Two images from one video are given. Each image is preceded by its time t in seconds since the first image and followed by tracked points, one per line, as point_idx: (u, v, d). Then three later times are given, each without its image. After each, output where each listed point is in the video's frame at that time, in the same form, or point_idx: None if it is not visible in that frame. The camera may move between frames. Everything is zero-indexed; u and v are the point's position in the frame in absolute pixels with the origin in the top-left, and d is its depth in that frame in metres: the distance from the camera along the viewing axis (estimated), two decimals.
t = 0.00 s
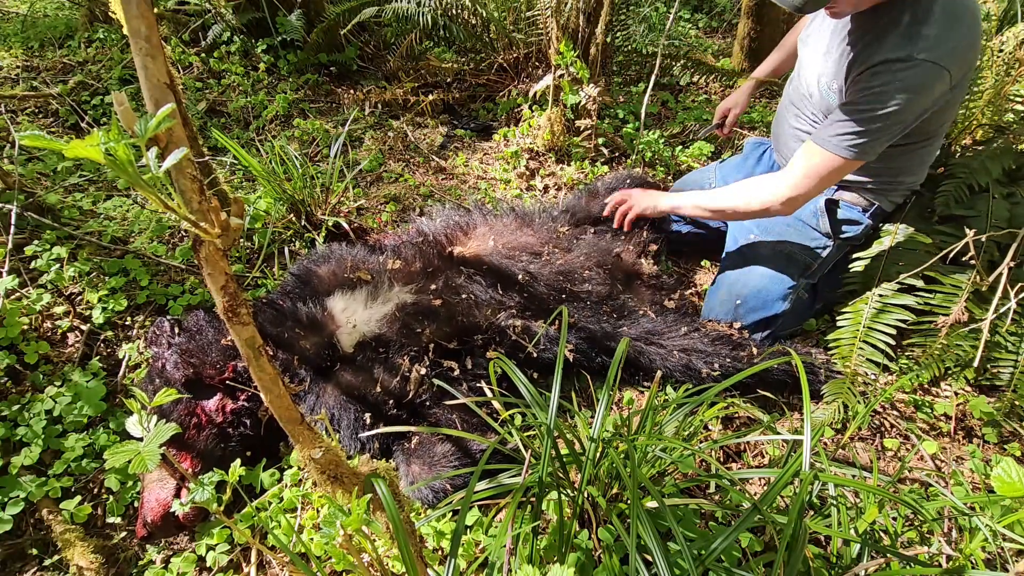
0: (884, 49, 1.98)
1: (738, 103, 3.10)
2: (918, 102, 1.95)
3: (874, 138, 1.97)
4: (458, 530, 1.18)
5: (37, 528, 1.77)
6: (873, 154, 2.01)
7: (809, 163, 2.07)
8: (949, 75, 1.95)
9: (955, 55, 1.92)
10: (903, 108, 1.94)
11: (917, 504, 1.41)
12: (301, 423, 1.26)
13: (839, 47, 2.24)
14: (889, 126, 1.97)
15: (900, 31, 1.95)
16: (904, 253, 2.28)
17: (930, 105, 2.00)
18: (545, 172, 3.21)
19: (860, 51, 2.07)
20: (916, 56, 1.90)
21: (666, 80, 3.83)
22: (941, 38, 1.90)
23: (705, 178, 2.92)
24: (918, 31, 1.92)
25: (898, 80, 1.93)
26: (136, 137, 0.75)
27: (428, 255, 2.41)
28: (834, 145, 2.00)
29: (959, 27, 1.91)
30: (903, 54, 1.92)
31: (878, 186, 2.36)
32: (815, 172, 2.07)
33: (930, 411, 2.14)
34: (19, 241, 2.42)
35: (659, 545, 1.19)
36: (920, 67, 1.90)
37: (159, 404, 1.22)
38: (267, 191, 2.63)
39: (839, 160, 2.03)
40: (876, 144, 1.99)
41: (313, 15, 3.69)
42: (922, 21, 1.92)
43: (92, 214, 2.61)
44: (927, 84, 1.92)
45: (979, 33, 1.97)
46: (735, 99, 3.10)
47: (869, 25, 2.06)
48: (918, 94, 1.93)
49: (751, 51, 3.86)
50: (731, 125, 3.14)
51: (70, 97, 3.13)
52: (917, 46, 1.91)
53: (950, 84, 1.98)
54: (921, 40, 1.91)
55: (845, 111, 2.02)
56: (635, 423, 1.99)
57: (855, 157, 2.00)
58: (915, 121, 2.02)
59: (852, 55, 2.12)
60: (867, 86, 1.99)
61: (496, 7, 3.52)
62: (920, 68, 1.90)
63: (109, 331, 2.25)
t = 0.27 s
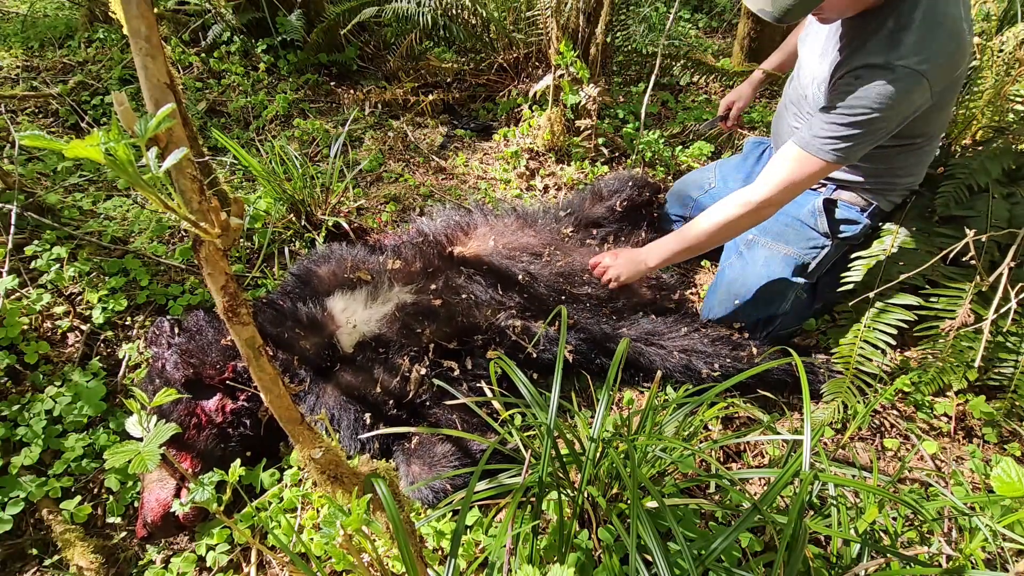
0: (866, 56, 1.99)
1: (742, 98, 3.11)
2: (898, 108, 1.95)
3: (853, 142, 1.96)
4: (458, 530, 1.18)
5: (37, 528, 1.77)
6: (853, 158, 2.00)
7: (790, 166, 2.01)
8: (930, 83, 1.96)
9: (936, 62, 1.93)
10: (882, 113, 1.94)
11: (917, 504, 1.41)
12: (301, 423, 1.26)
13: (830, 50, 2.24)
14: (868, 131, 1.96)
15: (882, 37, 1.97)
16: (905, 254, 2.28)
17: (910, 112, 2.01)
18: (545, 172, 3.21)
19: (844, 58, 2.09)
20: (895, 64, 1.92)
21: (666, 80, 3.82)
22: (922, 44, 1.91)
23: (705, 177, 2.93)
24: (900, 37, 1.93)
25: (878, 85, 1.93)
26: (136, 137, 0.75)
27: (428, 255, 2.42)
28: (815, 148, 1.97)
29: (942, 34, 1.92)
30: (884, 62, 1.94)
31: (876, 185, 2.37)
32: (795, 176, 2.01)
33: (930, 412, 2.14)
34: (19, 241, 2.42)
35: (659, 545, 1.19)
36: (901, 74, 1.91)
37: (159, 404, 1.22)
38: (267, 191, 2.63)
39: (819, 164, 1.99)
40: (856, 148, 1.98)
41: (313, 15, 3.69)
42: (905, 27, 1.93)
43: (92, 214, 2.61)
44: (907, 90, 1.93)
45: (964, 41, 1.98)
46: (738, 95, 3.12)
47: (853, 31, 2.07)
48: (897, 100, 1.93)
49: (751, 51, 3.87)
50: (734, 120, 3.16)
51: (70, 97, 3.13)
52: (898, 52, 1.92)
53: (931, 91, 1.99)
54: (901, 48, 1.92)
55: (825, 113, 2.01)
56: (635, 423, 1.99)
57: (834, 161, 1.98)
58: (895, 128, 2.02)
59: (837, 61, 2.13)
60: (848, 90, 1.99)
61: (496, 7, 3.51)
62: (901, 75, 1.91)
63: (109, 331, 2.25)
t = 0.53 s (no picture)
0: (863, 57, 2.00)
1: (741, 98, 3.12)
2: (894, 108, 1.95)
3: (851, 141, 1.95)
4: (458, 530, 1.18)
5: (37, 528, 1.77)
6: (850, 158, 1.99)
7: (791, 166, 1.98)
8: (926, 83, 1.97)
9: (933, 62, 1.94)
10: (879, 113, 1.95)
11: (917, 504, 1.41)
12: (301, 423, 1.26)
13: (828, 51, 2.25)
14: (866, 130, 1.96)
15: (879, 38, 1.98)
16: (904, 254, 2.28)
17: (906, 112, 2.01)
18: (545, 172, 3.21)
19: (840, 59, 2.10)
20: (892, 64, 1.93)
21: (666, 80, 3.82)
22: (919, 45, 1.92)
23: (705, 178, 2.93)
24: (897, 38, 1.94)
25: (875, 85, 1.94)
26: (136, 137, 0.75)
27: (428, 256, 2.42)
28: (814, 147, 1.95)
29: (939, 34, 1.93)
30: (880, 63, 1.95)
31: (875, 186, 2.37)
32: (794, 176, 1.99)
33: (930, 412, 2.14)
34: (19, 241, 2.42)
35: (659, 545, 1.19)
36: (897, 74, 1.92)
37: (159, 404, 1.22)
38: (267, 192, 2.63)
39: (818, 164, 1.97)
40: (853, 147, 1.97)
41: (313, 15, 3.69)
42: (902, 28, 1.94)
43: (92, 214, 2.61)
44: (904, 90, 1.93)
45: (961, 42, 1.98)
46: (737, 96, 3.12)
47: (850, 33, 2.08)
48: (894, 101, 1.94)
49: (751, 51, 3.87)
50: (734, 120, 3.17)
51: (70, 97, 3.13)
52: (895, 52, 1.93)
53: (927, 92, 1.99)
54: (898, 48, 1.93)
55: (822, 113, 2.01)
56: (635, 423, 1.99)
57: (832, 160, 1.97)
58: (891, 128, 2.02)
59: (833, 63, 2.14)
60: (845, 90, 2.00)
61: (496, 7, 3.51)
62: (897, 75, 1.92)
63: (109, 331, 2.25)
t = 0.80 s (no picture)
0: (863, 53, 1.98)
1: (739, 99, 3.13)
2: (898, 104, 1.94)
3: (854, 141, 1.95)
4: (458, 530, 1.18)
5: (37, 528, 1.77)
6: (854, 157, 1.99)
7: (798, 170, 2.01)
8: (928, 78, 1.95)
9: (934, 57, 1.92)
10: (883, 110, 1.93)
11: (917, 504, 1.41)
12: (301, 423, 1.26)
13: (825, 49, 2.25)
14: (869, 128, 1.95)
15: (880, 33, 1.96)
16: (904, 253, 2.28)
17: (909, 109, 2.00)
18: (545, 172, 3.21)
19: (842, 55, 2.08)
20: (896, 57, 1.91)
21: (666, 80, 3.82)
22: (919, 39, 1.91)
23: (704, 177, 2.93)
24: (897, 33, 1.92)
25: (878, 81, 1.92)
26: (136, 137, 0.75)
27: (429, 255, 2.42)
28: (819, 149, 1.96)
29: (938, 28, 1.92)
30: (883, 57, 1.93)
31: (875, 186, 2.37)
32: (801, 180, 2.02)
33: (930, 412, 2.14)
34: (19, 241, 2.42)
35: (659, 545, 1.19)
36: (900, 69, 1.90)
37: (159, 404, 1.22)
38: (267, 192, 2.63)
39: (824, 166, 1.99)
40: (857, 147, 1.97)
41: (313, 15, 3.69)
42: (901, 23, 1.93)
43: (92, 214, 2.61)
44: (908, 85, 1.92)
45: (959, 37, 1.97)
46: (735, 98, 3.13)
47: (848, 30, 2.07)
48: (897, 97, 1.92)
49: (751, 51, 3.88)
50: (733, 120, 3.18)
51: (70, 97, 3.13)
52: (897, 47, 1.91)
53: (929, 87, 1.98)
54: (900, 42, 1.91)
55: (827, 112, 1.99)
56: (635, 423, 1.99)
57: (837, 160, 1.97)
58: (894, 125, 2.01)
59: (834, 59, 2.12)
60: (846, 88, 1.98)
61: (496, 7, 3.51)
62: (900, 70, 1.90)
63: (109, 331, 2.25)
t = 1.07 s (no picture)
0: (876, 47, 1.98)
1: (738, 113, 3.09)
2: (910, 98, 1.93)
3: (863, 135, 1.96)
4: (458, 531, 1.18)
5: (37, 528, 1.77)
6: (863, 150, 2.00)
7: (799, 159, 2.05)
8: (941, 73, 1.94)
9: (947, 52, 1.91)
10: (894, 103, 1.93)
11: (917, 504, 1.41)
12: (301, 423, 1.26)
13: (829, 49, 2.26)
14: (880, 122, 1.95)
15: (893, 27, 1.95)
16: (905, 253, 2.28)
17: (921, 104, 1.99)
18: (545, 172, 3.21)
19: (854, 51, 2.07)
20: (910, 51, 1.89)
21: (666, 80, 3.82)
22: (933, 33, 1.89)
23: (705, 178, 2.93)
24: (910, 27, 1.91)
25: (890, 75, 1.91)
26: (136, 137, 0.75)
27: (431, 256, 2.42)
28: (823, 140, 1.99)
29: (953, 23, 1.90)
30: (897, 51, 1.92)
31: (876, 186, 2.37)
32: (803, 170, 2.06)
33: (930, 412, 2.14)
34: (19, 241, 2.42)
35: (659, 545, 1.19)
36: (913, 62, 1.89)
37: (159, 404, 1.22)
38: (267, 191, 2.63)
39: (827, 156, 2.01)
40: (866, 140, 1.97)
41: (313, 15, 3.69)
42: (914, 18, 1.92)
43: (92, 214, 2.61)
44: (922, 79, 1.91)
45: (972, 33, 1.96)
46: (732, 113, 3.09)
47: (860, 25, 2.06)
48: (910, 91, 1.91)
49: (751, 51, 3.88)
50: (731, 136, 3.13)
51: (70, 97, 3.13)
52: (910, 41, 1.90)
53: (942, 82, 1.97)
54: (914, 36, 1.90)
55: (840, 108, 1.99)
56: (635, 423, 1.99)
57: (845, 153, 1.99)
58: (906, 120, 2.00)
59: (846, 55, 2.11)
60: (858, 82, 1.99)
61: (496, 7, 3.51)
62: (913, 63, 1.89)
63: (109, 331, 2.25)
